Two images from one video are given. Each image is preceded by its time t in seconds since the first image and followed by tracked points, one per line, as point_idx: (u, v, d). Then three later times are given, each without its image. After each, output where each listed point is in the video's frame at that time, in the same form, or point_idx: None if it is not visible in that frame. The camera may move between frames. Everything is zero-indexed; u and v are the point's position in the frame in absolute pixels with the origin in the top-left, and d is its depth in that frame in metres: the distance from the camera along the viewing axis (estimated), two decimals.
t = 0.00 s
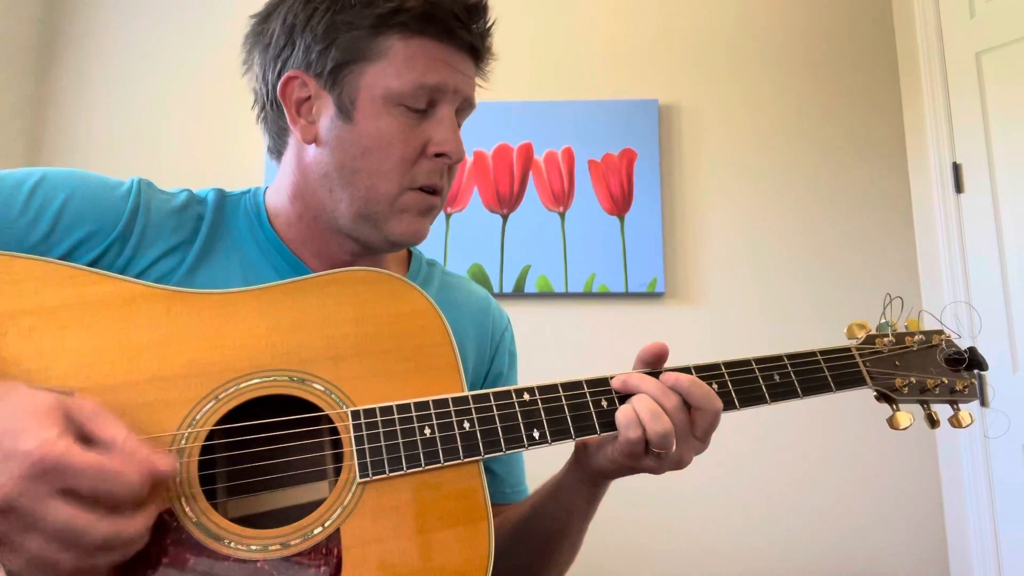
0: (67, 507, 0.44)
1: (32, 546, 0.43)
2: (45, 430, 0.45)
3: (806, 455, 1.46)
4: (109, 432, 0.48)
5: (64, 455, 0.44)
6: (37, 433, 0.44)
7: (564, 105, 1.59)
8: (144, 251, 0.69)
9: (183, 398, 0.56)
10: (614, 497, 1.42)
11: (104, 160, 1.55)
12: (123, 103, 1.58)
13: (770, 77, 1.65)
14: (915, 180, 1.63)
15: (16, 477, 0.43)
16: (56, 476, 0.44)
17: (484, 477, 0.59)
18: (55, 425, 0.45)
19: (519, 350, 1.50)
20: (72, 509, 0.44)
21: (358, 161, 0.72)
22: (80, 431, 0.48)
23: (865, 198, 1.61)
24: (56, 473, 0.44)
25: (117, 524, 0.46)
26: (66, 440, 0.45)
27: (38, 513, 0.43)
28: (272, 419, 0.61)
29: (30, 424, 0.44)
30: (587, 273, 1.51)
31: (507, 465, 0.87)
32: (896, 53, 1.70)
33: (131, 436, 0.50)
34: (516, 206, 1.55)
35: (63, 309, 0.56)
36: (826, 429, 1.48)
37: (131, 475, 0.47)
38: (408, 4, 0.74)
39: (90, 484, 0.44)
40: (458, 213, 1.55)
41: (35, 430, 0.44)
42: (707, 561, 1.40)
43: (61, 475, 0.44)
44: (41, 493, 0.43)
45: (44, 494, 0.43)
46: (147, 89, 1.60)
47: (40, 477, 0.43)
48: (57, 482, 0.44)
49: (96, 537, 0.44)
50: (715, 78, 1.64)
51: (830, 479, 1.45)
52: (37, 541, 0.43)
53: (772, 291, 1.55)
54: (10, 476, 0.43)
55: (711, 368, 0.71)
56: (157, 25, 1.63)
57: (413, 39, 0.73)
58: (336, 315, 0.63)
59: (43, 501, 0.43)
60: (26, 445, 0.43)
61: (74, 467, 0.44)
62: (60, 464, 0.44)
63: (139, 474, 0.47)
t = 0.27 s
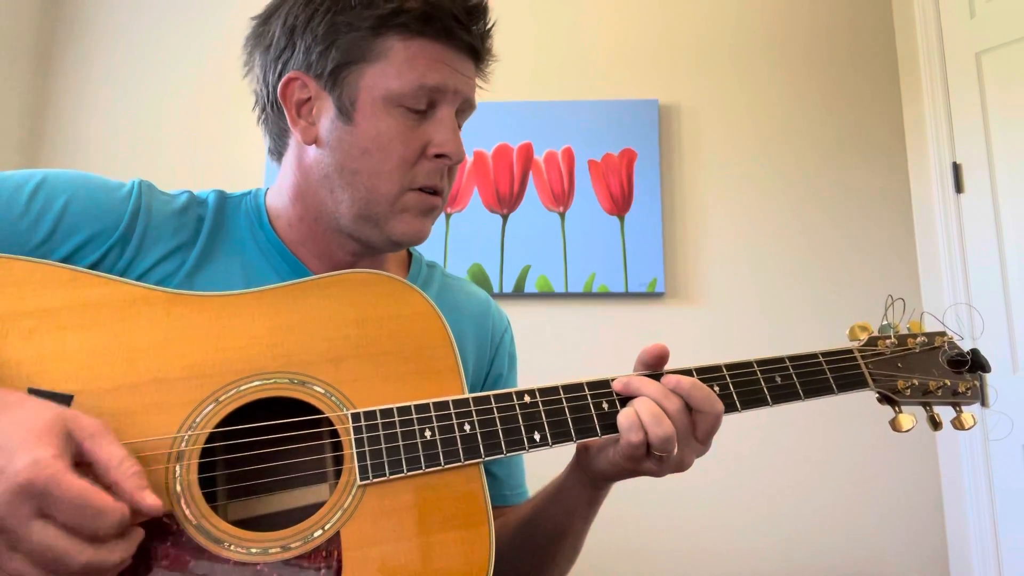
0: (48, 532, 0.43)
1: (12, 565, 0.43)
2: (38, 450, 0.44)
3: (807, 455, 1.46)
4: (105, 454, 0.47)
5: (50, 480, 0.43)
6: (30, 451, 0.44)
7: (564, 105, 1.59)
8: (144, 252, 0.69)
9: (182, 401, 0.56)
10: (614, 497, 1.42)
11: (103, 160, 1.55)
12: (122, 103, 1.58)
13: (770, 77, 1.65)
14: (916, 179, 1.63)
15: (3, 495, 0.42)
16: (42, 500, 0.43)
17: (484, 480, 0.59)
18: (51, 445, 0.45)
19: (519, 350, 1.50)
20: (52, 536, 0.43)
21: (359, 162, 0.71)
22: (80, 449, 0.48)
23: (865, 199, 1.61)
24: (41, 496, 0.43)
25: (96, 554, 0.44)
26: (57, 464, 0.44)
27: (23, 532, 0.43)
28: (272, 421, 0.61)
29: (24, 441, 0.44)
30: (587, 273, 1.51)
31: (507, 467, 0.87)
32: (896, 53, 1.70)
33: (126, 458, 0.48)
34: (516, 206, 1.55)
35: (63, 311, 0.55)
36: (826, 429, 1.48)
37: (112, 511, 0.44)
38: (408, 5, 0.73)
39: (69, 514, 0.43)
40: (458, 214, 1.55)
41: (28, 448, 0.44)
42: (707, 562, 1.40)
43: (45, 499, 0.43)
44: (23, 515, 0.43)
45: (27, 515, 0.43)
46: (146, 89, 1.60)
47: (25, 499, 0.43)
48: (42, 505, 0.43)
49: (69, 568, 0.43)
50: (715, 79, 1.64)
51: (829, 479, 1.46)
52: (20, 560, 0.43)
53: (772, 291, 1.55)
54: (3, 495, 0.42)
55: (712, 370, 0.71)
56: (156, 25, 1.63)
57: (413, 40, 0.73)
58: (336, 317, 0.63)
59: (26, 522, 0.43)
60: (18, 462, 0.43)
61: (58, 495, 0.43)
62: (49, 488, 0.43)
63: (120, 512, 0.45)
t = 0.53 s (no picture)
0: (55, 534, 0.44)
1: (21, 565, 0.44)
2: (39, 454, 0.44)
3: (806, 455, 1.46)
4: (103, 452, 0.48)
5: (52, 485, 0.44)
6: (30, 456, 0.44)
7: (564, 106, 1.59)
8: (143, 253, 0.69)
9: (181, 401, 0.56)
10: (614, 498, 1.43)
11: (103, 161, 1.55)
12: (122, 104, 1.59)
13: (770, 77, 1.65)
14: (916, 180, 1.63)
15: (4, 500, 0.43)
16: (46, 505, 0.44)
17: (482, 479, 0.60)
18: (49, 448, 0.45)
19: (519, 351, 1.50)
20: (60, 537, 0.44)
21: (361, 162, 0.72)
22: (76, 449, 0.48)
23: (865, 199, 1.61)
24: (44, 502, 0.44)
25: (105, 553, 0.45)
26: (59, 468, 0.44)
27: (28, 535, 0.44)
28: (271, 421, 0.61)
29: (23, 448, 0.44)
30: (587, 273, 1.51)
31: (506, 468, 0.87)
32: (897, 53, 1.70)
33: (122, 454, 0.49)
34: (516, 206, 1.55)
35: (62, 312, 0.56)
36: (825, 430, 1.48)
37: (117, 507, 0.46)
38: (410, 8, 0.74)
39: (77, 516, 0.44)
40: (458, 214, 1.55)
41: (26, 455, 0.44)
42: (707, 562, 1.40)
43: (49, 503, 0.44)
44: (30, 517, 0.43)
45: (33, 519, 0.44)
46: (146, 90, 1.60)
47: (29, 501, 0.43)
48: (47, 510, 0.44)
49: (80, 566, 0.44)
50: (714, 79, 1.64)
51: (829, 479, 1.46)
52: (26, 560, 0.44)
53: (772, 291, 1.55)
54: (1, 499, 0.43)
55: (709, 370, 0.71)
56: (156, 26, 1.64)
57: (415, 42, 0.74)
58: (335, 318, 0.63)
59: (32, 524, 0.44)
60: (19, 467, 0.43)
61: (62, 499, 0.44)
62: (48, 493, 0.43)
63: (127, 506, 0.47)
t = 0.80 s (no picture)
0: (94, 476, 0.46)
1: (66, 514, 0.46)
2: (67, 405, 0.47)
3: (806, 455, 1.46)
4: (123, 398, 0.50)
5: (86, 430, 0.46)
6: (58, 409, 0.46)
7: (564, 105, 1.59)
8: (144, 251, 0.69)
9: (183, 398, 0.56)
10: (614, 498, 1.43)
11: (103, 161, 1.55)
12: (122, 104, 1.58)
13: (770, 77, 1.66)
14: (916, 179, 1.63)
15: (42, 450, 0.46)
16: (82, 447, 0.46)
17: (484, 477, 0.59)
18: (75, 399, 0.48)
19: (519, 350, 1.50)
20: (99, 478, 0.46)
21: (364, 158, 0.72)
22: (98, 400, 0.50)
23: (865, 199, 1.61)
24: (80, 445, 0.46)
25: (143, 488, 0.47)
26: (86, 415, 0.47)
27: (68, 482, 0.46)
28: (272, 419, 0.61)
29: (50, 402, 0.47)
30: (587, 273, 1.51)
31: (505, 470, 0.87)
32: (897, 53, 1.70)
33: (143, 397, 0.51)
34: (516, 206, 1.55)
35: (64, 309, 0.56)
36: (826, 429, 1.48)
37: (148, 445, 0.48)
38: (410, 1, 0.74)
39: (115, 453, 0.47)
40: (458, 213, 1.55)
41: (55, 408, 0.46)
42: (707, 562, 1.40)
43: (85, 445, 0.46)
44: (70, 465, 0.46)
45: (72, 464, 0.46)
46: (146, 90, 1.60)
47: (66, 450, 0.46)
48: (85, 453, 0.46)
49: (123, 504, 0.46)
50: (714, 79, 1.64)
51: (830, 479, 1.45)
52: (71, 508, 0.46)
53: (772, 291, 1.55)
54: (38, 451, 0.46)
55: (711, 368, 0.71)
56: (156, 26, 1.63)
57: (416, 36, 0.74)
58: (336, 315, 0.63)
59: (71, 470, 0.46)
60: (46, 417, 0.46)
61: (96, 440, 0.46)
62: (85, 438, 0.46)
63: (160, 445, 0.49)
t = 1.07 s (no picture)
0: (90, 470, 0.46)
1: (64, 508, 0.46)
2: (64, 397, 0.47)
3: (806, 455, 1.47)
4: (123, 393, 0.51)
5: (85, 421, 0.47)
6: (57, 400, 0.47)
7: (565, 105, 1.59)
8: (145, 250, 0.69)
9: (184, 398, 0.56)
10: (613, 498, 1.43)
11: (103, 161, 1.56)
12: (122, 104, 1.59)
13: (770, 78, 1.66)
14: (916, 180, 1.63)
15: (41, 441, 0.46)
16: (81, 439, 0.47)
17: (484, 477, 0.60)
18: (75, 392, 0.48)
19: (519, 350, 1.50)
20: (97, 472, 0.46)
21: (367, 158, 0.72)
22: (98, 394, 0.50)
23: (865, 199, 1.62)
24: (79, 436, 0.46)
25: (140, 483, 0.47)
26: (86, 407, 0.47)
27: (66, 474, 0.46)
28: (273, 419, 0.61)
29: (51, 392, 0.47)
30: (587, 273, 1.51)
31: (503, 471, 0.87)
32: (897, 54, 1.70)
33: (144, 396, 0.51)
34: (516, 206, 1.55)
35: (66, 308, 0.56)
36: (826, 430, 1.48)
37: (147, 440, 0.49)
38: (414, 3, 0.74)
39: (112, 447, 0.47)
40: (458, 213, 1.55)
41: (54, 399, 0.47)
42: (707, 562, 1.40)
43: (84, 438, 0.47)
44: (67, 457, 0.46)
45: (70, 456, 0.46)
46: (146, 90, 1.60)
47: (63, 441, 0.46)
48: (84, 445, 0.47)
49: (119, 499, 0.46)
50: (715, 79, 1.65)
51: (829, 479, 1.46)
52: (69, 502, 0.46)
53: (771, 291, 1.55)
54: (39, 440, 0.46)
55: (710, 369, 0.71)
56: (156, 26, 1.64)
57: (419, 38, 0.74)
58: (337, 315, 0.63)
59: (70, 462, 0.46)
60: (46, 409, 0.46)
61: (96, 432, 0.47)
62: (83, 428, 0.46)
63: (155, 445, 0.49)
